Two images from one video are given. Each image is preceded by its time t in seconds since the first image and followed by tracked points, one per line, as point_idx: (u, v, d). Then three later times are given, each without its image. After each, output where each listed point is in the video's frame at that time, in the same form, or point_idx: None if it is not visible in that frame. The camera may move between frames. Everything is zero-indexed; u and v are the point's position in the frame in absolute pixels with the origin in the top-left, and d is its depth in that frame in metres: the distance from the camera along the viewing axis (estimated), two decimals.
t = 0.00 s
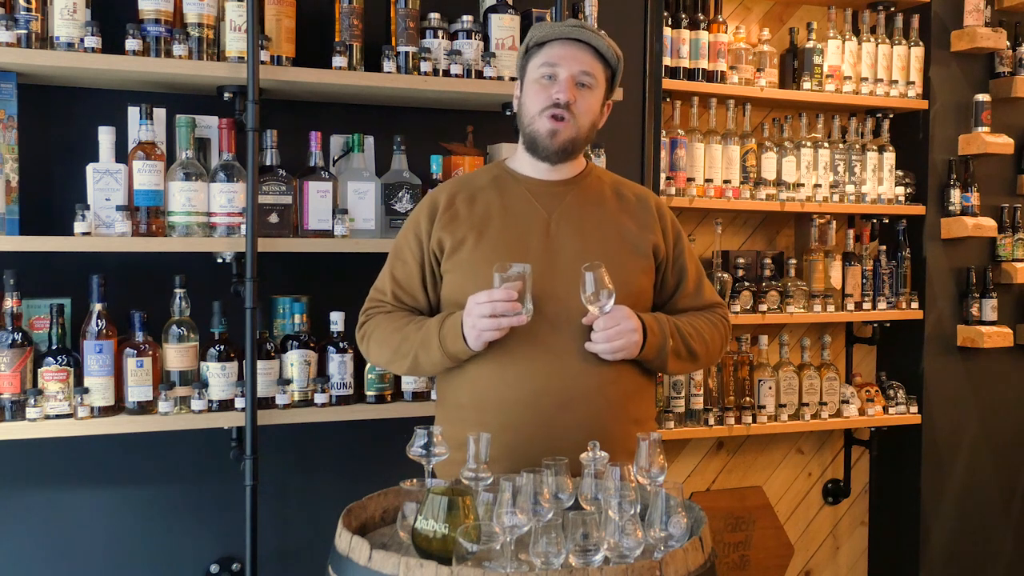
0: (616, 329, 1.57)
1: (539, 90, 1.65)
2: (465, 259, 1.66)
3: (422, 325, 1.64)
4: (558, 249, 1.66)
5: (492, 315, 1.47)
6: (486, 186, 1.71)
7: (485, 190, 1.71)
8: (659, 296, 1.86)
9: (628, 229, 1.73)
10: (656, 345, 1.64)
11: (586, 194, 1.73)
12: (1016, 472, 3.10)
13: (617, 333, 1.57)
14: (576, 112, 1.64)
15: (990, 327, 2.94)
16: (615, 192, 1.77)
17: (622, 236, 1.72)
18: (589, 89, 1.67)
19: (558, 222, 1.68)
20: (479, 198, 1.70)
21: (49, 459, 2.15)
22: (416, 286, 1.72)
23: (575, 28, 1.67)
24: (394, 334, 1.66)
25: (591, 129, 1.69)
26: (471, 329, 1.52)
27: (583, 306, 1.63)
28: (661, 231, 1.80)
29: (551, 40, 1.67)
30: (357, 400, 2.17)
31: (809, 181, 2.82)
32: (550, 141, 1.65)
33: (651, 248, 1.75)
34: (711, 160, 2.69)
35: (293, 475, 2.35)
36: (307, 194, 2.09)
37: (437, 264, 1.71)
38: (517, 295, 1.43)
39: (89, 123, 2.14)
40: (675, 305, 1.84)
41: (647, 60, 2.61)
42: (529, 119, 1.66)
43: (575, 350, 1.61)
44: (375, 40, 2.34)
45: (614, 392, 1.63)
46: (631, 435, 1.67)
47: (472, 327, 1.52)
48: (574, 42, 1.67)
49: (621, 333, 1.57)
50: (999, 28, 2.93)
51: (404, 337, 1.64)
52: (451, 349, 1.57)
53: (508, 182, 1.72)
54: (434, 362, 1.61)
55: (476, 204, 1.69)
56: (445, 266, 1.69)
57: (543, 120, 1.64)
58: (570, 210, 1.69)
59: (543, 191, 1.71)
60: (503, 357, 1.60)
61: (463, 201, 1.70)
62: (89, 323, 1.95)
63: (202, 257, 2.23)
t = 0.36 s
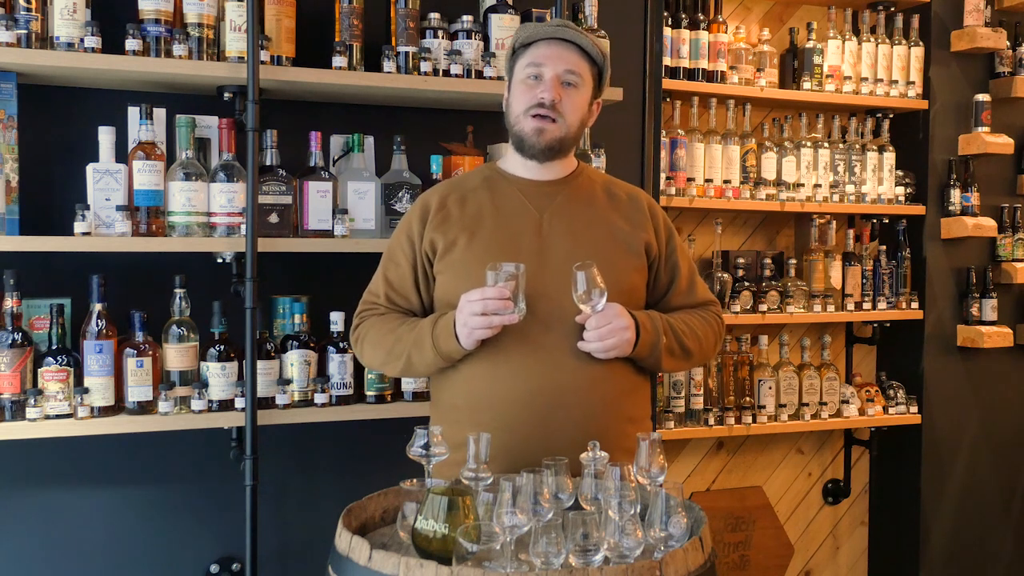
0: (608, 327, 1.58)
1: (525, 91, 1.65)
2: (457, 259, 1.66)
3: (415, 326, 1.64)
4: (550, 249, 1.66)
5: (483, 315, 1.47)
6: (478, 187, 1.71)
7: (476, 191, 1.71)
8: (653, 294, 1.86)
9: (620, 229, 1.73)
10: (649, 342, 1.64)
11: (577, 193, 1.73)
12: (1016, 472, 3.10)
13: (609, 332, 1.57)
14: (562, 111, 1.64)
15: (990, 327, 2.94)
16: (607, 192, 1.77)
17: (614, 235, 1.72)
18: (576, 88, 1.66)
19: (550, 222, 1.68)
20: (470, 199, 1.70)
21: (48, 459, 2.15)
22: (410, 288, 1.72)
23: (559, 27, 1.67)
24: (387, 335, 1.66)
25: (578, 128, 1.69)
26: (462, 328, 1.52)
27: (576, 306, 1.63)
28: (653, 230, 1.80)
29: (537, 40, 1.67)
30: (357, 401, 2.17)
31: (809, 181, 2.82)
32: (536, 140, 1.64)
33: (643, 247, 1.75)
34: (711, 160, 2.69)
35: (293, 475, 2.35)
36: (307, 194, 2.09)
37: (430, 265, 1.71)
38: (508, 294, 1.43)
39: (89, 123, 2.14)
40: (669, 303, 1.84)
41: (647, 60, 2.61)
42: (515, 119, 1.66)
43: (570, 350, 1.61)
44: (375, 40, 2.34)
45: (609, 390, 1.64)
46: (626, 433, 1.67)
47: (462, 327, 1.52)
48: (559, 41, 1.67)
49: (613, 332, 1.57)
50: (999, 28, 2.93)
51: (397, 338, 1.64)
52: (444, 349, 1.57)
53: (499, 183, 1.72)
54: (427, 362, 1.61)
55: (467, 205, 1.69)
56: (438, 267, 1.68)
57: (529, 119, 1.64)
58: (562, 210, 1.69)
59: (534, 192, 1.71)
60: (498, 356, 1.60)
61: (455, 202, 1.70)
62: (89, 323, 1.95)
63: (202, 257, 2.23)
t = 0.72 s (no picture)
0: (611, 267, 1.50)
1: (526, 93, 1.65)
2: (454, 259, 1.66)
3: (411, 325, 1.63)
4: (547, 248, 1.66)
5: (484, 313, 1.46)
6: (473, 186, 1.71)
7: (472, 190, 1.71)
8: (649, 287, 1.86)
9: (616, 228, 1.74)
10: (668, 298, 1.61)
11: (572, 192, 1.73)
12: (1016, 471, 3.10)
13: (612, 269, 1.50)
14: (565, 114, 1.64)
15: (990, 327, 2.94)
16: (600, 190, 1.78)
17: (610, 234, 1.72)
18: (576, 91, 1.67)
19: (546, 221, 1.68)
20: (466, 198, 1.70)
21: (48, 459, 2.15)
22: (405, 287, 1.72)
23: (561, 31, 1.67)
24: (384, 334, 1.65)
25: (578, 130, 1.70)
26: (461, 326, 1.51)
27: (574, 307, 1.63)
28: (647, 227, 1.81)
29: (537, 43, 1.67)
30: (357, 400, 2.17)
31: (809, 181, 2.82)
32: (539, 142, 1.65)
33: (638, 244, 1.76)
34: (711, 160, 2.69)
35: (293, 475, 2.35)
36: (307, 194, 2.09)
37: (425, 265, 1.71)
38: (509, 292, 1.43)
39: (89, 123, 2.14)
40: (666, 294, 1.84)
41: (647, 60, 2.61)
42: (516, 121, 1.66)
43: (569, 350, 1.62)
44: (375, 40, 2.34)
45: (607, 388, 1.64)
46: (625, 432, 1.67)
47: (462, 324, 1.51)
48: (560, 45, 1.67)
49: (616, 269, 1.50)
50: (999, 28, 2.93)
51: (394, 338, 1.64)
52: (442, 347, 1.56)
53: (494, 183, 1.72)
54: (424, 362, 1.60)
55: (462, 205, 1.69)
56: (434, 267, 1.69)
57: (532, 122, 1.64)
58: (558, 209, 1.70)
59: (530, 191, 1.71)
60: (496, 355, 1.60)
61: (450, 202, 1.70)
62: (89, 323, 1.95)
63: (202, 258, 2.23)
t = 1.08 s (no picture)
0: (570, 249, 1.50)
1: (535, 96, 1.64)
2: (453, 258, 1.66)
3: (411, 324, 1.63)
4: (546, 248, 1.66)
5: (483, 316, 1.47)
6: (471, 186, 1.72)
7: (470, 190, 1.71)
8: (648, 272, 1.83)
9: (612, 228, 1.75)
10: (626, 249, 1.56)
11: (569, 193, 1.74)
12: (1016, 471, 3.10)
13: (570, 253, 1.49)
14: (571, 120, 1.64)
15: (990, 327, 2.94)
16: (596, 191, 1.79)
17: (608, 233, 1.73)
18: (584, 97, 1.67)
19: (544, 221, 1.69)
20: (464, 198, 1.70)
21: (48, 459, 2.15)
22: (404, 286, 1.72)
23: (574, 37, 1.66)
24: (383, 334, 1.65)
25: (582, 135, 1.70)
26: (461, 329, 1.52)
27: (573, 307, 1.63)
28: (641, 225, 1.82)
29: (548, 47, 1.66)
30: (357, 401, 2.17)
31: (809, 181, 2.82)
32: (545, 146, 1.65)
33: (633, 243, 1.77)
34: (711, 160, 2.69)
35: (293, 475, 2.35)
36: (307, 194, 2.09)
37: (424, 264, 1.71)
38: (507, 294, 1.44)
39: (89, 123, 2.14)
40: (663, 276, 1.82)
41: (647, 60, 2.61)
42: (523, 123, 1.65)
43: (569, 349, 1.62)
44: (375, 40, 2.34)
45: (607, 387, 1.64)
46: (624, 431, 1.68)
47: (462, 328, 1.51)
48: (571, 50, 1.66)
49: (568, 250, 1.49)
50: (999, 28, 2.93)
51: (393, 337, 1.63)
52: (442, 347, 1.56)
53: (492, 183, 1.72)
54: (424, 361, 1.60)
55: (461, 205, 1.69)
56: (432, 266, 1.69)
57: (539, 126, 1.64)
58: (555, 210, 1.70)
59: (528, 191, 1.72)
60: (496, 355, 1.60)
61: (449, 201, 1.70)
62: (89, 323, 1.95)
63: (202, 258, 2.23)
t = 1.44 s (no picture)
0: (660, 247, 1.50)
1: (514, 94, 1.66)
2: (447, 260, 1.66)
3: (404, 327, 1.63)
4: (541, 249, 1.66)
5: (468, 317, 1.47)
6: (467, 188, 1.72)
7: (466, 192, 1.71)
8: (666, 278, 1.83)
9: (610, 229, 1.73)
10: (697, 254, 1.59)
11: (566, 194, 1.73)
12: (1016, 471, 3.10)
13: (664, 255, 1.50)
14: (550, 114, 1.64)
15: (990, 327, 2.94)
16: (595, 191, 1.78)
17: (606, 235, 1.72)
18: (565, 91, 1.67)
19: (539, 222, 1.68)
20: (460, 200, 1.70)
21: (47, 459, 2.15)
22: (400, 289, 1.72)
23: (550, 31, 1.67)
24: (377, 337, 1.65)
25: (566, 131, 1.69)
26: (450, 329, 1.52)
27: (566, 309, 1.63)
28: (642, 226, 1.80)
29: (526, 44, 1.68)
30: (357, 401, 2.17)
31: (809, 181, 2.82)
32: (525, 142, 1.65)
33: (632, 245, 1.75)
34: (711, 160, 2.69)
35: (293, 475, 2.35)
36: (307, 194, 2.09)
37: (419, 266, 1.71)
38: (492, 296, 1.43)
39: (89, 123, 2.14)
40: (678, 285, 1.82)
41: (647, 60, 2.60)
42: (504, 122, 1.66)
43: (563, 352, 1.61)
44: (375, 40, 2.34)
45: (600, 389, 1.64)
46: (619, 433, 1.67)
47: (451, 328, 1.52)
48: (548, 45, 1.68)
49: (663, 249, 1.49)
50: (999, 28, 2.93)
51: (387, 340, 1.64)
52: (433, 351, 1.56)
53: (488, 184, 1.72)
54: (417, 364, 1.60)
55: (457, 207, 1.69)
56: (427, 268, 1.69)
57: (519, 122, 1.64)
58: (551, 211, 1.70)
59: (524, 192, 1.71)
60: (489, 357, 1.60)
61: (444, 203, 1.70)
62: (89, 323, 1.95)
63: (202, 258, 2.23)
